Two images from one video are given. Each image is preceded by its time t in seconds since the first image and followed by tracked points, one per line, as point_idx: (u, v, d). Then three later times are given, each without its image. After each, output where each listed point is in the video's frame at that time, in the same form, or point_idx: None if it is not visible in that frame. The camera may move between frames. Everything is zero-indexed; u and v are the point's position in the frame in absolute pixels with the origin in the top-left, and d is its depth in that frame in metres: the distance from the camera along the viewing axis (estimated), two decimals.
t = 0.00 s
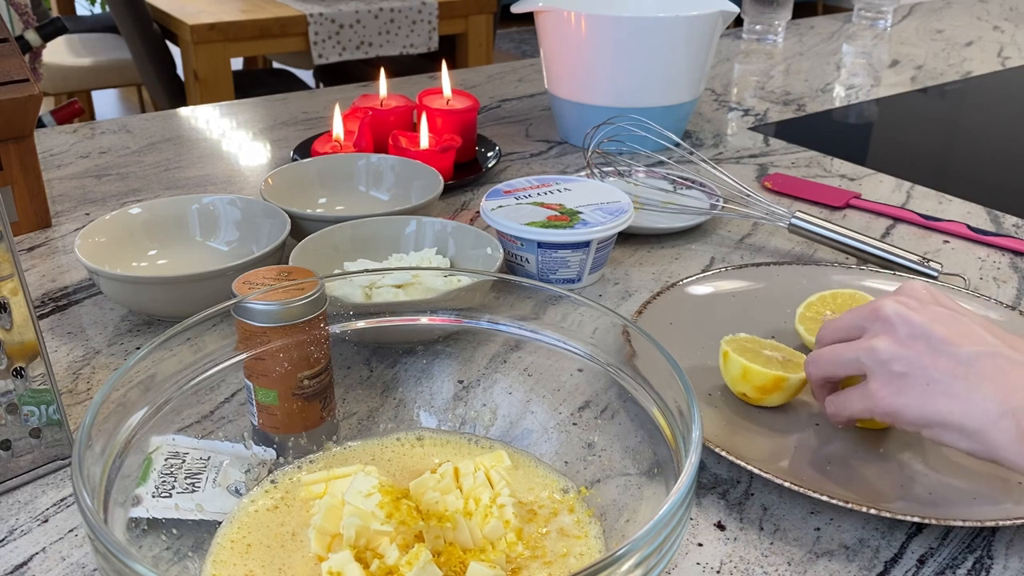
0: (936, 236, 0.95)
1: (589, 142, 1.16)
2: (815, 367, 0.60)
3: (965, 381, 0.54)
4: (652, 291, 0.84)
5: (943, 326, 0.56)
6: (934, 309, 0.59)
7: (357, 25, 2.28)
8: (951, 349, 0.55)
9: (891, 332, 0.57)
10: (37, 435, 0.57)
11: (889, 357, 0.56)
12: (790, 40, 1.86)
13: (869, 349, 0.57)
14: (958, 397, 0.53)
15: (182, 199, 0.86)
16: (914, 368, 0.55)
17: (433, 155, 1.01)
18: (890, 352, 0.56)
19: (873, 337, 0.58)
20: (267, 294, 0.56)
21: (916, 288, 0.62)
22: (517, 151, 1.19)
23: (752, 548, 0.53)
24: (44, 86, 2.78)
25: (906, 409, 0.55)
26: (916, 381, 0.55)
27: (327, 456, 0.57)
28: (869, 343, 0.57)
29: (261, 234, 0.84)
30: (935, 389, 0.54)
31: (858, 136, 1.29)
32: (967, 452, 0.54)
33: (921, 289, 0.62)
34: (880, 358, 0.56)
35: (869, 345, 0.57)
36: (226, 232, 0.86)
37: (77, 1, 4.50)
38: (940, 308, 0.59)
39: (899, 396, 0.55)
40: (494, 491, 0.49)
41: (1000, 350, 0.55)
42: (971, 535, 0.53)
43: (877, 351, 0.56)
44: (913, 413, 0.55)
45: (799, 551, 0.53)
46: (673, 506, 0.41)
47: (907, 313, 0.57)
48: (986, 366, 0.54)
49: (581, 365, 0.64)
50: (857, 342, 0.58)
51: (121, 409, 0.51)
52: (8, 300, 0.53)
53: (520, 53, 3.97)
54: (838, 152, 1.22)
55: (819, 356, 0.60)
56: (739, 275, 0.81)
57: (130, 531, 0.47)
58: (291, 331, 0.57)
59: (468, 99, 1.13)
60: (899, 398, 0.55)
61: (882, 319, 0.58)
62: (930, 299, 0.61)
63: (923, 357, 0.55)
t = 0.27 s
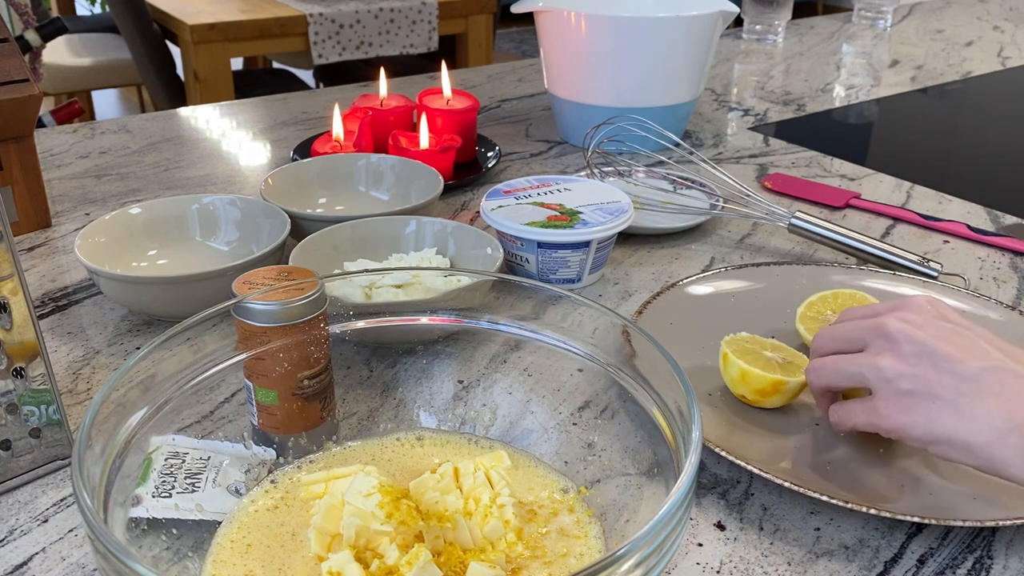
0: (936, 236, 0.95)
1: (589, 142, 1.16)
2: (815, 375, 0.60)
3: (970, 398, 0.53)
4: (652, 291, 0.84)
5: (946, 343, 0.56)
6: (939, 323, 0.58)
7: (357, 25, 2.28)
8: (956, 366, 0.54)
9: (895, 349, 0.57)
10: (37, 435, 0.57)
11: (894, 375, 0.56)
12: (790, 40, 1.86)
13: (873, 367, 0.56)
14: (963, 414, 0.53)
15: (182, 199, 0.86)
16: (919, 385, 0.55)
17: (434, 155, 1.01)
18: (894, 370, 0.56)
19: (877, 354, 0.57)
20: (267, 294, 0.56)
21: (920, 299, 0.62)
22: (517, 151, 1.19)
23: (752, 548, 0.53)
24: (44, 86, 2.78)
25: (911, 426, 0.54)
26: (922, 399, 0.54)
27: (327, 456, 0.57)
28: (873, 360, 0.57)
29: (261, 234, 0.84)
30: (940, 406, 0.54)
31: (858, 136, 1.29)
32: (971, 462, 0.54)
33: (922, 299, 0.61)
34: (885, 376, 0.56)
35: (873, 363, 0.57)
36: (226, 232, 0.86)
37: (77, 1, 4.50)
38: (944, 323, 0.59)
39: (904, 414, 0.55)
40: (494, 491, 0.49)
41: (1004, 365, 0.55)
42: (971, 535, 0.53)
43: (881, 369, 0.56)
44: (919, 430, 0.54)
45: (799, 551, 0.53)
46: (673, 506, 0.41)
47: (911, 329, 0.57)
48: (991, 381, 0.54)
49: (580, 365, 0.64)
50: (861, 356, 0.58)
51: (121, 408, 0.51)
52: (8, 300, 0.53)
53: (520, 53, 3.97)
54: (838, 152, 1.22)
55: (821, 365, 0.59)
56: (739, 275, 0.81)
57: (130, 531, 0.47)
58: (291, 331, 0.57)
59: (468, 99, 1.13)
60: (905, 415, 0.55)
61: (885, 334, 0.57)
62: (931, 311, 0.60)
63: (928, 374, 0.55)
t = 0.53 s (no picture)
0: (936, 236, 0.95)
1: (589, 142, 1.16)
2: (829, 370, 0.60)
3: (986, 395, 0.54)
4: (652, 291, 0.84)
5: (964, 342, 0.57)
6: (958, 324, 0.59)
7: (357, 25, 2.28)
8: (974, 363, 0.55)
9: (913, 344, 0.57)
10: (36, 436, 0.57)
11: (911, 368, 0.56)
12: (790, 40, 1.86)
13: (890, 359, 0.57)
14: (979, 410, 0.53)
15: (182, 199, 0.86)
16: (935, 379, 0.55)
17: (434, 155, 1.01)
18: (911, 363, 0.56)
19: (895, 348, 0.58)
20: (267, 294, 0.56)
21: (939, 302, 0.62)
22: (517, 151, 1.19)
23: (752, 548, 0.53)
24: (44, 86, 2.78)
25: (924, 421, 0.54)
26: (938, 393, 0.54)
27: (327, 456, 0.57)
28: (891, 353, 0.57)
29: (261, 234, 0.84)
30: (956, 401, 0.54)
31: (858, 136, 1.29)
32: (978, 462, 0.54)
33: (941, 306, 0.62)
34: (901, 369, 0.56)
35: (890, 355, 0.57)
36: (226, 232, 0.86)
37: (77, 1, 4.50)
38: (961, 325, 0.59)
39: (918, 408, 0.55)
40: (494, 491, 0.49)
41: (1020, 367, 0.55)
42: (971, 534, 0.53)
43: (898, 361, 0.56)
44: (931, 425, 0.54)
45: (799, 551, 0.53)
46: (673, 506, 0.41)
47: (931, 325, 0.57)
48: (1008, 381, 0.54)
49: (580, 365, 0.64)
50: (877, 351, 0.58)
51: (121, 409, 0.51)
52: (8, 300, 0.53)
53: (520, 53, 3.97)
54: (838, 152, 1.22)
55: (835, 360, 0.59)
56: (739, 275, 0.81)
57: (130, 531, 0.47)
58: (291, 331, 0.57)
59: (468, 99, 1.13)
60: (919, 409, 0.55)
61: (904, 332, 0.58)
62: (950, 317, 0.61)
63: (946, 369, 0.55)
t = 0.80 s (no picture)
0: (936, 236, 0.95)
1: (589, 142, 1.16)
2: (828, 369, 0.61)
3: (980, 405, 0.53)
4: (652, 291, 0.84)
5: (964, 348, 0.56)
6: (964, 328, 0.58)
7: (357, 25, 2.28)
8: (970, 371, 0.54)
9: (911, 350, 0.57)
10: (37, 436, 0.57)
11: (907, 376, 0.56)
12: (790, 40, 1.86)
13: (886, 366, 0.57)
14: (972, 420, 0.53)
15: (182, 199, 0.86)
16: (931, 387, 0.55)
17: (434, 155, 1.01)
18: (907, 371, 0.56)
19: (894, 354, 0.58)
20: (267, 294, 0.56)
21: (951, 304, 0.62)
22: (517, 151, 1.19)
23: (752, 548, 0.53)
24: (44, 86, 2.78)
25: (919, 429, 0.55)
26: (933, 401, 0.54)
27: (327, 456, 0.57)
28: (887, 360, 0.58)
29: (261, 234, 0.84)
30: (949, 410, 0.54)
31: (858, 136, 1.29)
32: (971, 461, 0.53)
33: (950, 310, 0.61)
34: (897, 376, 0.56)
35: (887, 362, 0.57)
36: (226, 232, 0.86)
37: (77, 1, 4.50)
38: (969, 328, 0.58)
39: (914, 416, 0.55)
40: (494, 491, 0.49)
41: None
42: (971, 534, 0.53)
43: (894, 369, 0.57)
44: (926, 433, 0.54)
45: (799, 551, 0.53)
46: (673, 506, 0.41)
47: (931, 332, 0.57)
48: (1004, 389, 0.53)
49: (580, 365, 0.64)
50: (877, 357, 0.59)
51: (121, 409, 0.51)
52: (8, 300, 0.53)
53: (520, 53, 3.97)
54: (839, 152, 1.22)
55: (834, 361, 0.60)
56: (739, 275, 0.81)
57: (130, 531, 0.47)
58: (291, 331, 0.57)
59: (468, 99, 1.13)
60: (914, 416, 0.55)
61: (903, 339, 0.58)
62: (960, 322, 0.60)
63: (942, 377, 0.55)
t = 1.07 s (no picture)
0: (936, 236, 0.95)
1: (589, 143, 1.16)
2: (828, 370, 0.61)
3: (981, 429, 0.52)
4: (652, 291, 0.84)
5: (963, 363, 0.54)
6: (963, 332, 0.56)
7: (357, 25, 2.28)
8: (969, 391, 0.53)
9: (908, 365, 0.57)
10: (37, 435, 0.57)
11: (904, 396, 0.56)
12: (790, 40, 1.86)
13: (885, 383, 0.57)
14: (974, 445, 0.52)
15: (182, 199, 0.86)
16: (929, 407, 0.55)
17: (434, 155, 1.01)
18: (903, 390, 0.56)
19: (893, 368, 0.58)
20: (267, 294, 0.56)
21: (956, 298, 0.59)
22: (517, 151, 1.19)
23: (752, 548, 0.53)
24: (44, 86, 2.78)
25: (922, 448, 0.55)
26: (932, 421, 0.54)
27: (327, 456, 0.57)
28: (886, 376, 0.57)
29: (261, 234, 0.84)
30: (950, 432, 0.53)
31: (859, 136, 1.29)
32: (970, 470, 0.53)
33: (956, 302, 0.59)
34: (895, 395, 0.56)
35: (885, 379, 0.57)
36: (226, 232, 0.86)
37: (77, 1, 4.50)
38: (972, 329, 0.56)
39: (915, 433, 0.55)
40: (494, 491, 0.49)
41: None
42: (971, 535, 0.53)
43: (892, 387, 0.57)
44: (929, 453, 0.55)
45: (799, 551, 0.53)
46: (673, 506, 0.41)
47: (925, 346, 0.56)
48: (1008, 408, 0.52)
49: (581, 365, 0.64)
50: (877, 367, 0.59)
51: (121, 409, 0.51)
52: (8, 300, 0.53)
53: (520, 53, 3.97)
54: (839, 153, 1.22)
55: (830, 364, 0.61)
56: (739, 276, 0.81)
57: (130, 531, 0.48)
58: (291, 331, 0.57)
59: (468, 99, 1.13)
60: (915, 435, 0.55)
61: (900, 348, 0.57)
62: (968, 314, 0.57)
63: (939, 397, 0.54)
